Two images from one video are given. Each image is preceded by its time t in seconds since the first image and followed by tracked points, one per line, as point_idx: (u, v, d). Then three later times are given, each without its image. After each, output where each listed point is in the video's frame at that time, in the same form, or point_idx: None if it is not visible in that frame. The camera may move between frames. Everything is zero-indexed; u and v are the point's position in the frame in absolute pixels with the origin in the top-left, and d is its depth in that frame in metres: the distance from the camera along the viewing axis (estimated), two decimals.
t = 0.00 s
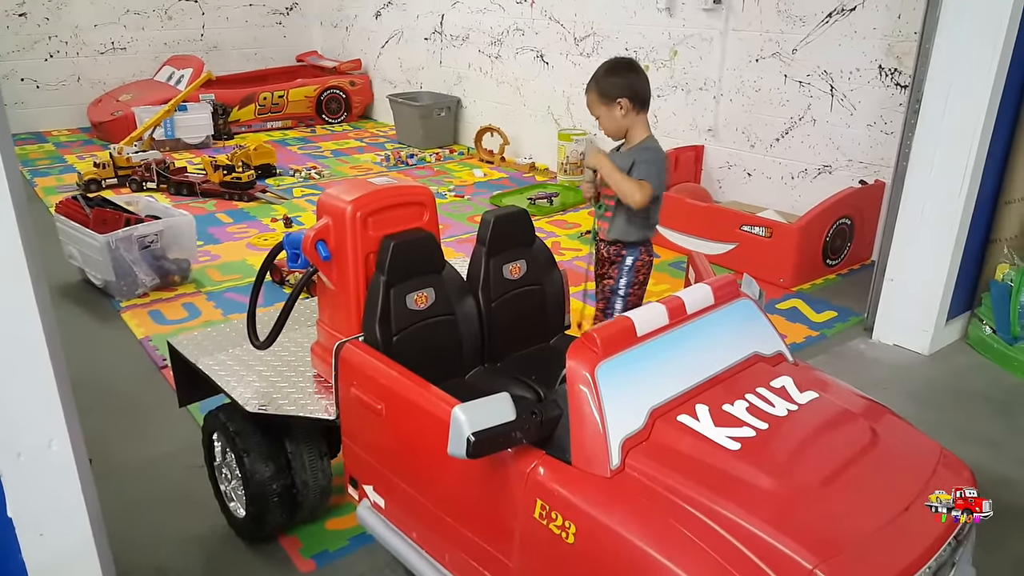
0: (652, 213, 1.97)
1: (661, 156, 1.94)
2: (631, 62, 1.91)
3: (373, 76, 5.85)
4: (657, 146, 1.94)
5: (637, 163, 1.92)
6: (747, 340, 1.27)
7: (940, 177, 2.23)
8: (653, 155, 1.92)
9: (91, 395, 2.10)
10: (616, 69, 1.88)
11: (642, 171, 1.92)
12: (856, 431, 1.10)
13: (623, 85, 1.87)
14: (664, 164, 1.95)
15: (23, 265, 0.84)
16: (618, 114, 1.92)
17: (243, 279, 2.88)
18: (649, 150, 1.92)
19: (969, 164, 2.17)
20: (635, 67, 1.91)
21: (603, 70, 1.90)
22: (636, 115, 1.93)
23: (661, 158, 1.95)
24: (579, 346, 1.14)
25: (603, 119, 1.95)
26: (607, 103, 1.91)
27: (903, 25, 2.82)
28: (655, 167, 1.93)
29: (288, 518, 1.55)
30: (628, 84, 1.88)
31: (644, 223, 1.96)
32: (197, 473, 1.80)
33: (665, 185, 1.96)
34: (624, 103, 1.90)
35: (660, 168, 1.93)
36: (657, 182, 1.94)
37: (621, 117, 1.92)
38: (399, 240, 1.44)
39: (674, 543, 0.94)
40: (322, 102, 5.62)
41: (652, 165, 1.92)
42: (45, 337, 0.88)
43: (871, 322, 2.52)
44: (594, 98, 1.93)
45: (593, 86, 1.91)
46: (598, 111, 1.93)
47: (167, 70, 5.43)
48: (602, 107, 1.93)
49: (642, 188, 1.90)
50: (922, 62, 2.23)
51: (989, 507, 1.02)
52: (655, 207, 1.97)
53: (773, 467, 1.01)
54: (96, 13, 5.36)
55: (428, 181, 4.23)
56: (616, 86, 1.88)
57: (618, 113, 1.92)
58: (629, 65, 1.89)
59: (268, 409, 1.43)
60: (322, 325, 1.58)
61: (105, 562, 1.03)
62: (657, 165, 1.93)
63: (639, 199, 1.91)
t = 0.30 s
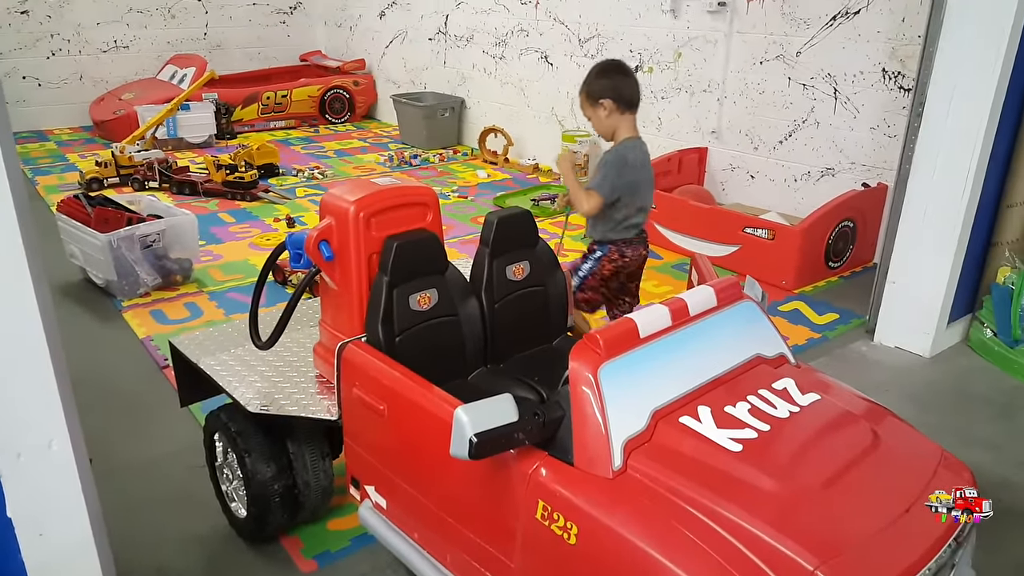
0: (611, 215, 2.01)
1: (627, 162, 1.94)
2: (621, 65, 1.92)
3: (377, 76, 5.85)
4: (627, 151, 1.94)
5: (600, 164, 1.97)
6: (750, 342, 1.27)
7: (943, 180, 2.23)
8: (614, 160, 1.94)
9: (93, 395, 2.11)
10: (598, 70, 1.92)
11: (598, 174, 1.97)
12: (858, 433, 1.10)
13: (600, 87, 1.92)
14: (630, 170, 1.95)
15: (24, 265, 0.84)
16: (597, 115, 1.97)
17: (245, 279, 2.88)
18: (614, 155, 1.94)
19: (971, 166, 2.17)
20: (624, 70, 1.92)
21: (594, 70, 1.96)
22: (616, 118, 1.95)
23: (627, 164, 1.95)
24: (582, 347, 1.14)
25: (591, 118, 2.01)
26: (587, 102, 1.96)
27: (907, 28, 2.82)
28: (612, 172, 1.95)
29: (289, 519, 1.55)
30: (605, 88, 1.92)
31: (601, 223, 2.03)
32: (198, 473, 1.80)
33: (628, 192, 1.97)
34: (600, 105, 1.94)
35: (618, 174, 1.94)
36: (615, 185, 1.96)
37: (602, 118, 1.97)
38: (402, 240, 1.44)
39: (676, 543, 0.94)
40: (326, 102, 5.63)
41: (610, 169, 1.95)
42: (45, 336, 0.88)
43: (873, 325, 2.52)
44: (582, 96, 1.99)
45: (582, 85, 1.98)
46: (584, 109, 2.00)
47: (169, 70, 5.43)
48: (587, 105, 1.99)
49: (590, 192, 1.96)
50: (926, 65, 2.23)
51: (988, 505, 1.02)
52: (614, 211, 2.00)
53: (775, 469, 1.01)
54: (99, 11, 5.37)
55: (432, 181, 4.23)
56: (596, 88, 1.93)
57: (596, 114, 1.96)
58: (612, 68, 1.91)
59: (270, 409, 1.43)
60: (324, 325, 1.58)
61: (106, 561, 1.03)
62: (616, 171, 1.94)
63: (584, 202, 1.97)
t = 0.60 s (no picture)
0: (568, 224, 2.10)
1: (572, 168, 2.04)
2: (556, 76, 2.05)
3: (371, 74, 5.84)
4: (570, 157, 2.04)
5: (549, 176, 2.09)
6: (742, 344, 1.27)
7: (933, 185, 2.24)
8: (558, 169, 2.05)
9: (82, 393, 2.10)
10: (534, 87, 2.06)
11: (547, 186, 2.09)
12: (848, 435, 1.11)
13: (538, 101, 2.06)
14: (575, 175, 2.04)
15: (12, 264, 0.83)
16: (543, 129, 2.10)
17: (238, 277, 2.87)
18: (561, 163, 2.05)
19: (962, 171, 2.18)
20: (558, 81, 2.04)
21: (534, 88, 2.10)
22: (559, 128, 2.06)
23: (572, 171, 2.05)
24: (575, 349, 1.14)
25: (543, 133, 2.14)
26: (532, 119, 2.10)
27: (900, 33, 2.84)
28: (557, 181, 2.05)
29: (279, 519, 1.55)
30: (543, 101, 2.05)
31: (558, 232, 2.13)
32: (188, 473, 1.79)
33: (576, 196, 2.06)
34: (542, 118, 2.07)
35: (562, 181, 2.04)
36: (561, 193, 2.06)
37: (549, 131, 2.09)
38: (395, 240, 1.44)
39: (667, 546, 0.95)
40: (320, 100, 5.61)
41: (556, 177, 2.05)
42: (32, 336, 0.87)
43: (863, 328, 2.53)
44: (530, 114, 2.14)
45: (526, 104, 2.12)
46: (535, 126, 2.14)
47: (163, 65, 5.40)
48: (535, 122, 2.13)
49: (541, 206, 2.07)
50: (917, 70, 2.24)
51: (989, 506, 1.06)
52: (569, 219, 2.09)
53: (766, 472, 1.02)
54: (91, 6, 5.34)
55: (426, 181, 4.23)
56: (536, 105, 2.07)
57: (542, 128, 2.10)
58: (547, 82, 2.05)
59: (261, 409, 1.43)
60: (317, 324, 1.58)
61: (93, 561, 1.03)
62: (560, 178, 2.04)
63: (539, 216, 2.07)
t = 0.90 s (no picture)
0: (542, 210, 2.32)
1: (541, 158, 2.25)
2: (517, 75, 2.23)
3: (367, 76, 5.83)
4: (538, 149, 2.24)
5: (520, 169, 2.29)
6: (738, 350, 1.27)
7: (930, 190, 2.25)
8: (528, 160, 2.25)
9: (77, 393, 2.09)
10: (499, 87, 2.24)
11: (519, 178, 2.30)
12: (845, 442, 1.11)
13: (506, 100, 2.24)
14: (545, 165, 2.25)
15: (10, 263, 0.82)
16: (511, 124, 2.28)
17: (233, 278, 2.86)
18: (530, 154, 2.25)
19: (959, 176, 2.19)
20: (521, 79, 2.23)
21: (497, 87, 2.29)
22: (526, 121, 2.26)
23: (540, 161, 2.25)
24: (571, 353, 1.14)
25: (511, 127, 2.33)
26: (500, 116, 2.29)
27: (896, 39, 2.84)
28: (528, 171, 2.26)
29: (274, 521, 1.54)
30: (509, 99, 2.24)
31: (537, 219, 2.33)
32: (183, 473, 1.79)
33: (550, 180, 2.27)
34: (511, 114, 2.25)
35: (533, 173, 2.25)
36: (533, 183, 2.27)
37: (516, 126, 2.29)
38: (391, 242, 1.44)
39: (662, 551, 0.95)
40: (316, 101, 5.61)
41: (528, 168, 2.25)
42: (29, 335, 0.86)
43: (859, 332, 2.54)
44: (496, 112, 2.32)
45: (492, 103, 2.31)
46: (503, 122, 2.32)
47: (159, 65, 5.38)
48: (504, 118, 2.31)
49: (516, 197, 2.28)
50: (914, 75, 2.24)
51: (990, 506, 1.07)
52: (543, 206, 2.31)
53: (762, 478, 1.01)
54: (88, 5, 5.33)
55: (421, 183, 4.22)
56: (502, 103, 2.26)
57: (510, 123, 2.28)
58: (510, 81, 2.23)
59: (256, 411, 1.42)
60: (312, 326, 1.57)
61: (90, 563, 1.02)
62: (531, 169, 2.26)
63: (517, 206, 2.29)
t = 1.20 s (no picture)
0: (558, 206, 2.30)
1: (560, 153, 2.23)
2: (531, 70, 2.23)
3: (375, 79, 5.85)
4: (556, 144, 2.23)
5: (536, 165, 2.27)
6: (749, 351, 1.26)
7: (945, 188, 2.23)
8: (545, 156, 2.24)
9: (89, 396, 2.09)
10: (514, 83, 2.24)
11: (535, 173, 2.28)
12: (858, 444, 1.09)
13: (522, 95, 2.24)
14: (564, 160, 2.24)
15: (23, 266, 0.82)
16: (527, 120, 2.29)
17: (243, 281, 2.87)
18: (547, 149, 2.24)
19: (973, 174, 2.17)
20: (536, 75, 2.23)
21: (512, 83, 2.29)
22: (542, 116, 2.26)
23: (559, 156, 2.24)
24: (580, 355, 1.13)
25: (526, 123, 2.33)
26: (515, 111, 2.29)
27: (908, 35, 2.82)
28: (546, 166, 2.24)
29: (284, 523, 1.54)
30: (525, 95, 2.24)
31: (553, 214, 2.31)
32: (195, 475, 1.79)
33: (569, 175, 2.27)
34: (527, 111, 2.26)
35: (552, 167, 2.23)
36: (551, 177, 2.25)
37: (532, 122, 2.29)
38: (399, 245, 1.44)
39: (673, 554, 0.94)
40: (324, 105, 5.63)
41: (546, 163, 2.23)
42: (43, 337, 0.86)
43: (872, 332, 2.52)
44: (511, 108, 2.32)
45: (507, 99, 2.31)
46: (519, 118, 2.33)
47: (170, 71, 5.41)
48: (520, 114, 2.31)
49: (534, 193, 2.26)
50: (927, 72, 2.22)
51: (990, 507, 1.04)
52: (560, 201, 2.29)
53: (774, 480, 1.00)
54: (99, 12, 5.36)
55: (429, 185, 4.22)
56: (517, 98, 2.26)
57: (526, 119, 2.28)
58: (525, 76, 2.23)
59: (267, 413, 1.42)
60: (321, 329, 1.57)
61: (104, 566, 1.02)
62: (549, 164, 2.24)
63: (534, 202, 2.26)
